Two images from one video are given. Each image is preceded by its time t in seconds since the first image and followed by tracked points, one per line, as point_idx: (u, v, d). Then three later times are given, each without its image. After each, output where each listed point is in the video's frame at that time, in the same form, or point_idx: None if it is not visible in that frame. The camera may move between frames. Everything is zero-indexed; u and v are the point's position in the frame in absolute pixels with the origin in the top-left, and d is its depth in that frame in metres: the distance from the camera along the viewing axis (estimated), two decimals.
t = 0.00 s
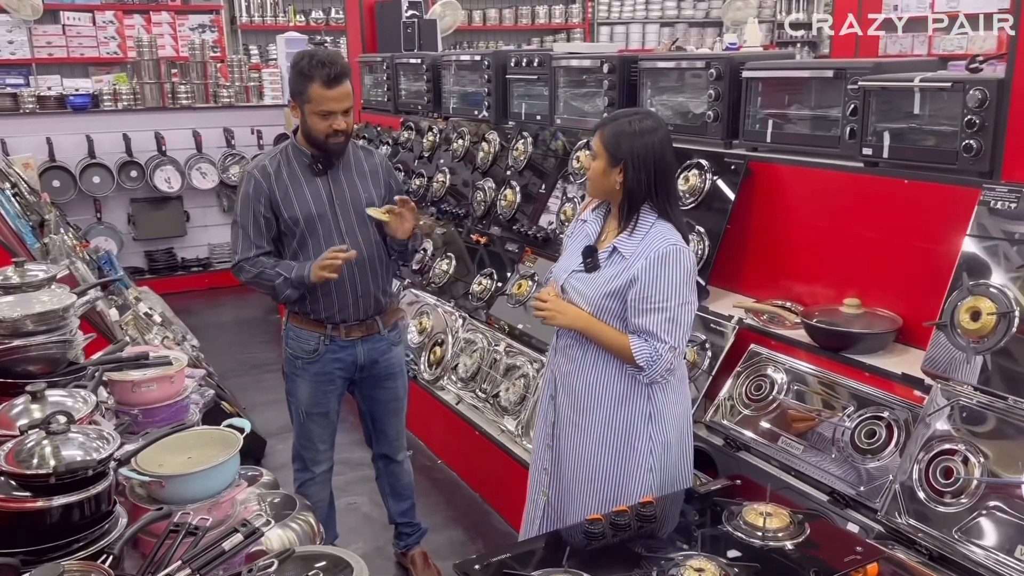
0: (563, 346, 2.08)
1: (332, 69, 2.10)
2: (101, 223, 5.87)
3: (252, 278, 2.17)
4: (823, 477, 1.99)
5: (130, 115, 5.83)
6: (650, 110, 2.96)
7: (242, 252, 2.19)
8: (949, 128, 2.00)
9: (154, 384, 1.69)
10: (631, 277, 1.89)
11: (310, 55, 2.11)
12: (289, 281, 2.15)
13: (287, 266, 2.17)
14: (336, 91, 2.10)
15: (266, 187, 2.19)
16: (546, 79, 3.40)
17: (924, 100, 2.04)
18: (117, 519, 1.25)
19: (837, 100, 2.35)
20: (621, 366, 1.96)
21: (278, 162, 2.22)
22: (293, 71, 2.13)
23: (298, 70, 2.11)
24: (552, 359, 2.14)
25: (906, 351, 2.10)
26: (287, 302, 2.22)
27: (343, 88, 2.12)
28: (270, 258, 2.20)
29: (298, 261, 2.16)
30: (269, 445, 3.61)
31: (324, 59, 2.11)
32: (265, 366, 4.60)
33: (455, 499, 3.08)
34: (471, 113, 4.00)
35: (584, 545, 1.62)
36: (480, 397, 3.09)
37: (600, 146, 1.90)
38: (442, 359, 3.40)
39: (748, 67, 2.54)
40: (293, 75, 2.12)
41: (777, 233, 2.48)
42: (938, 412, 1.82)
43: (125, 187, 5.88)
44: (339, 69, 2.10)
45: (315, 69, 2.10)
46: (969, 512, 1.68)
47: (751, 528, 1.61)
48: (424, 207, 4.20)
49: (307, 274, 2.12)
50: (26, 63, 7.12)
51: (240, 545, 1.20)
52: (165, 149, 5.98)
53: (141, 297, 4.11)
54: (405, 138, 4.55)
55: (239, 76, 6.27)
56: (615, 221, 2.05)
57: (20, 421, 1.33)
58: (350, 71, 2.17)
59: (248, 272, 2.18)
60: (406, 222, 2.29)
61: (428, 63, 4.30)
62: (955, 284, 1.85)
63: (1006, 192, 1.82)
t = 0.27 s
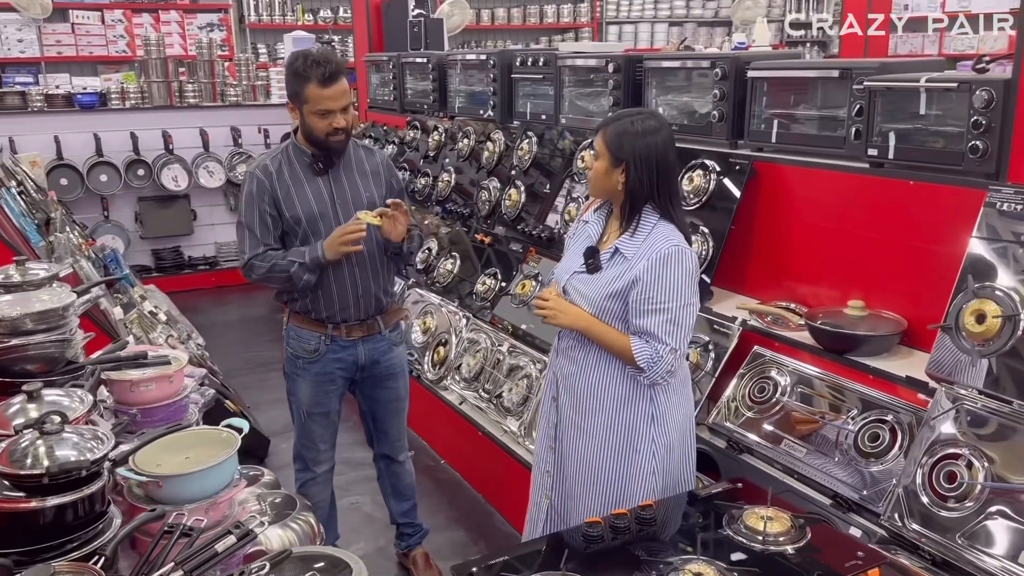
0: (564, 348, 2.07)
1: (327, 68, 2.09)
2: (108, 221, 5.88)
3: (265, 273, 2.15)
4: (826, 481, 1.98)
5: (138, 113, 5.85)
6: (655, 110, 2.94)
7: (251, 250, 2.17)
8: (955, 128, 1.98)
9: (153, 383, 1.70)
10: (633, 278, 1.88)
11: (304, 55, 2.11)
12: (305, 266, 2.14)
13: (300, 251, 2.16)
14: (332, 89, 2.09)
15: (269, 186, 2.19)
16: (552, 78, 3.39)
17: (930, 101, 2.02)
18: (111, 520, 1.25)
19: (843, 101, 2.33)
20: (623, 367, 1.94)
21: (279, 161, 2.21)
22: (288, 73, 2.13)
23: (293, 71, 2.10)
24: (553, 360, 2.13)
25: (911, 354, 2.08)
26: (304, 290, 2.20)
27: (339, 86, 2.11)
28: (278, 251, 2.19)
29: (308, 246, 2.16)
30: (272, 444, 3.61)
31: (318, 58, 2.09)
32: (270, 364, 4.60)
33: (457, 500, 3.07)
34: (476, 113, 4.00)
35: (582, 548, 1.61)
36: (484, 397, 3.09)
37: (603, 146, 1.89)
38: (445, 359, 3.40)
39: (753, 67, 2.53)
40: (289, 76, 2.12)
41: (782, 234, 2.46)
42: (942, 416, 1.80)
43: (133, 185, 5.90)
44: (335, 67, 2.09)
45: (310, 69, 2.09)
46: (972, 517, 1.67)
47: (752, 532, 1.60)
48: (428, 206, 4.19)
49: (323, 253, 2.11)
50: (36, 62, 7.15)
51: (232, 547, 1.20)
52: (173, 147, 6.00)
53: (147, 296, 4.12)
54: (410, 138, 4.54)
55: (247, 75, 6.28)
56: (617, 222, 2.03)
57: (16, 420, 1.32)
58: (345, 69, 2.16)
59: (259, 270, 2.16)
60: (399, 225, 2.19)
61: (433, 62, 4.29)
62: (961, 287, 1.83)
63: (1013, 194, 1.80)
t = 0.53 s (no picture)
0: (568, 348, 2.06)
1: (333, 63, 2.11)
2: (117, 219, 5.90)
3: (279, 270, 2.13)
4: (832, 484, 1.96)
5: (147, 112, 5.87)
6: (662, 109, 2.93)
7: (262, 248, 2.14)
8: (964, 128, 1.96)
9: (155, 382, 1.69)
10: (637, 278, 1.86)
11: (309, 53, 2.12)
12: (320, 261, 2.13)
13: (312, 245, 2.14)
14: (341, 84, 2.11)
15: (275, 185, 2.18)
16: (558, 77, 3.38)
17: (938, 100, 2.00)
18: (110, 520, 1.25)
19: (851, 100, 2.31)
20: (626, 368, 1.93)
21: (284, 160, 2.21)
22: (293, 74, 2.13)
23: (300, 68, 2.11)
24: (556, 361, 2.12)
25: (919, 356, 2.06)
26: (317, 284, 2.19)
27: (346, 82, 2.13)
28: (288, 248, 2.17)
29: (322, 240, 2.14)
30: (278, 443, 3.62)
31: (323, 55, 2.12)
32: (277, 363, 4.61)
33: (462, 500, 3.06)
34: (483, 112, 3.99)
35: (584, 550, 1.60)
36: (490, 397, 3.08)
37: (607, 146, 1.88)
38: (451, 359, 3.39)
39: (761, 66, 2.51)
40: (295, 74, 2.12)
41: (788, 235, 2.45)
42: (950, 419, 1.78)
43: (142, 184, 5.92)
44: (342, 63, 2.12)
45: (317, 66, 2.11)
46: (979, 522, 1.65)
47: (755, 535, 1.58)
48: (435, 206, 4.19)
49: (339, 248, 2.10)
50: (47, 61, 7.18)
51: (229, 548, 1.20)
52: (182, 146, 6.02)
53: (154, 294, 4.13)
54: (418, 137, 4.54)
55: (256, 74, 6.29)
56: (621, 222, 2.02)
57: (17, 419, 1.32)
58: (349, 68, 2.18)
59: (272, 268, 2.14)
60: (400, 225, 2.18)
61: (441, 61, 4.29)
62: (969, 288, 1.80)
63: (1022, 195, 1.78)
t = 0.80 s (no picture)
0: (573, 348, 2.06)
1: (346, 62, 2.11)
2: (127, 218, 5.93)
3: (284, 257, 2.11)
4: (839, 487, 1.95)
5: (158, 111, 5.90)
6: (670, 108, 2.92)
7: (268, 240, 2.14)
8: (973, 129, 1.94)
9: (160, 381, 1.69)
10: (643, 278, 1.86)
11: (322, 51, 2.12)
12: (321, 234, 2.10)
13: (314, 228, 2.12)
14: (353, 83, 2.10)
15: (283, 183, 2.19)
16: (567, 76, 3.37)
17: (948, 100, 1.98)
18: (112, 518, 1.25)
19: (860, 99, 2.30)
20: (632, 369, 1.93)
21: (292, 159, 2.22)
22: (304, 69, 2.13)
23: (312, 67, 2.11)
24: (561, 361, 2.11)
25: (928, 357, 2.04)
26: (323, 265, 2.16)
27: (357, 81, 2.13)
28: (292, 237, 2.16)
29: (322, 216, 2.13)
30: (286, 441, 3.62)
31: (336, 54, 2.12)
32: (286, 362, 4.62)
33: (469, 500, 3.06)
34: (491, 111, 3.99)
35: (587, 551, 1.59)
36: (497, 397, 3.07)
37: (612, 145, 1.87)
38: (459, 358, 3.39)
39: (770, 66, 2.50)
40: (307, 72, 2.12)
41: (797, 235, 2.43)
42: (958, 422, 1.76)
43: (152, 182, 5.94)
44: (354, 61, 2.12)
45: (330, 64, 2.11)
46: (988, 526, 1.63)
47: (760, 538, 1.57)
48: (444, 205, 4.19)
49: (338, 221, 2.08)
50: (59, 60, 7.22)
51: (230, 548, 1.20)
52: (192, 145, 6.04)
53: (164, 293, 4.15)
54: (427, 136, 4.54)
55: (266, 73, 6.30)
56: (626, 222, 2.01)
57: (21, 417, 1.33)
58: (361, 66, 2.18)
59: (278, 258, 2.12)
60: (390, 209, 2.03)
61: (450, 61, 4.28)
62: (978, 290, 1.78)
63: None
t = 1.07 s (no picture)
0: (578, 348, 2.05)
1: (352, 62, 2.10)
2: (137, 216, 5.95)
3: (291, 257, 2.10)
4: (845, 489, 1.94)
5: (167, 110, 5.92)
6: (678, 107, 2.91)
7: (275, 240, 2.13)
8: (982, 128, 1.92)
9: (164, 379, 1.69)
10: (648, 279, 1.85)
11: (327, 50, 2.12)
12: (328, 236, 2.09)
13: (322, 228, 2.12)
14: (359, 83, 2.10)
15: (289, 181, 2.18)
16: (574, 75, 3.36)
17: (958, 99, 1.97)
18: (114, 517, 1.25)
19: (868, 98, 2.28)
20: (637, 369, 1.92)
21: (298, 158, 2.21)
22: (310, 68, 2.12)
23: (318, 66, 2.10)
24: (566, 361, 2.11)
25: (936, 358, 2.03)
26: (330, 267, 2.16)
27: (363, 80, 2.12)
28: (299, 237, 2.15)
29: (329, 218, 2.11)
30: (293, 440, 3.63)
31: (342, 53, 2.11)
32: (294, 361, 4.62)
33: (475, 500, 3.06)
34: (499, 110, 3.98)
35: (590, 552, 1.59)
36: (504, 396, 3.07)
37: (617, 144, 1.85)
38: (465, 357, 3.39)
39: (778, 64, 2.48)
40: (313, 71, 2.12)
41: (805, 235, 2.42)
42: (966, 424, 1.74)
43: (161, 181, 5.97)
44: (360, 61, 2.11)
45: (335, 63, 2.10)
46: (997, 528, 1.61)
47: (765, 539, 1.56)
48: (451, 204, 4.18)
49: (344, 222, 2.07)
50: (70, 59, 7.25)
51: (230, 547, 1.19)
52: (201, 144, 6.06)
53: (172, 291, 4.16)
54: (435, 135, 4.54)
55: (276, 72, 6.29)
56: (632, 221, 2.00)
57: (23, 415, 1.33)
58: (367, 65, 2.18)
59: (285, 258, 2.11)
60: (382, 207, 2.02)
61: (457, 60, 4.28)
62: (987, 290, 1.77)
63: None
